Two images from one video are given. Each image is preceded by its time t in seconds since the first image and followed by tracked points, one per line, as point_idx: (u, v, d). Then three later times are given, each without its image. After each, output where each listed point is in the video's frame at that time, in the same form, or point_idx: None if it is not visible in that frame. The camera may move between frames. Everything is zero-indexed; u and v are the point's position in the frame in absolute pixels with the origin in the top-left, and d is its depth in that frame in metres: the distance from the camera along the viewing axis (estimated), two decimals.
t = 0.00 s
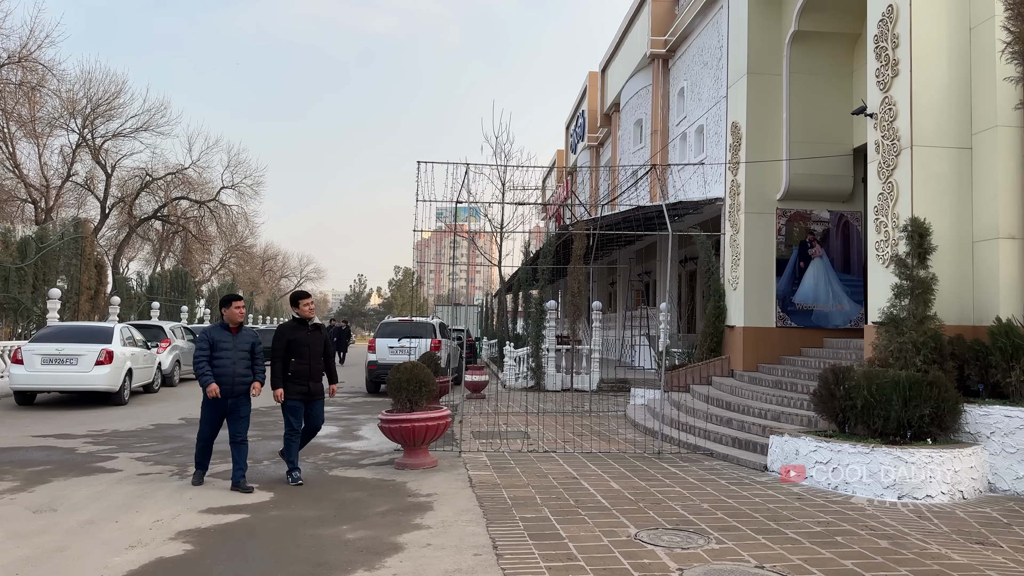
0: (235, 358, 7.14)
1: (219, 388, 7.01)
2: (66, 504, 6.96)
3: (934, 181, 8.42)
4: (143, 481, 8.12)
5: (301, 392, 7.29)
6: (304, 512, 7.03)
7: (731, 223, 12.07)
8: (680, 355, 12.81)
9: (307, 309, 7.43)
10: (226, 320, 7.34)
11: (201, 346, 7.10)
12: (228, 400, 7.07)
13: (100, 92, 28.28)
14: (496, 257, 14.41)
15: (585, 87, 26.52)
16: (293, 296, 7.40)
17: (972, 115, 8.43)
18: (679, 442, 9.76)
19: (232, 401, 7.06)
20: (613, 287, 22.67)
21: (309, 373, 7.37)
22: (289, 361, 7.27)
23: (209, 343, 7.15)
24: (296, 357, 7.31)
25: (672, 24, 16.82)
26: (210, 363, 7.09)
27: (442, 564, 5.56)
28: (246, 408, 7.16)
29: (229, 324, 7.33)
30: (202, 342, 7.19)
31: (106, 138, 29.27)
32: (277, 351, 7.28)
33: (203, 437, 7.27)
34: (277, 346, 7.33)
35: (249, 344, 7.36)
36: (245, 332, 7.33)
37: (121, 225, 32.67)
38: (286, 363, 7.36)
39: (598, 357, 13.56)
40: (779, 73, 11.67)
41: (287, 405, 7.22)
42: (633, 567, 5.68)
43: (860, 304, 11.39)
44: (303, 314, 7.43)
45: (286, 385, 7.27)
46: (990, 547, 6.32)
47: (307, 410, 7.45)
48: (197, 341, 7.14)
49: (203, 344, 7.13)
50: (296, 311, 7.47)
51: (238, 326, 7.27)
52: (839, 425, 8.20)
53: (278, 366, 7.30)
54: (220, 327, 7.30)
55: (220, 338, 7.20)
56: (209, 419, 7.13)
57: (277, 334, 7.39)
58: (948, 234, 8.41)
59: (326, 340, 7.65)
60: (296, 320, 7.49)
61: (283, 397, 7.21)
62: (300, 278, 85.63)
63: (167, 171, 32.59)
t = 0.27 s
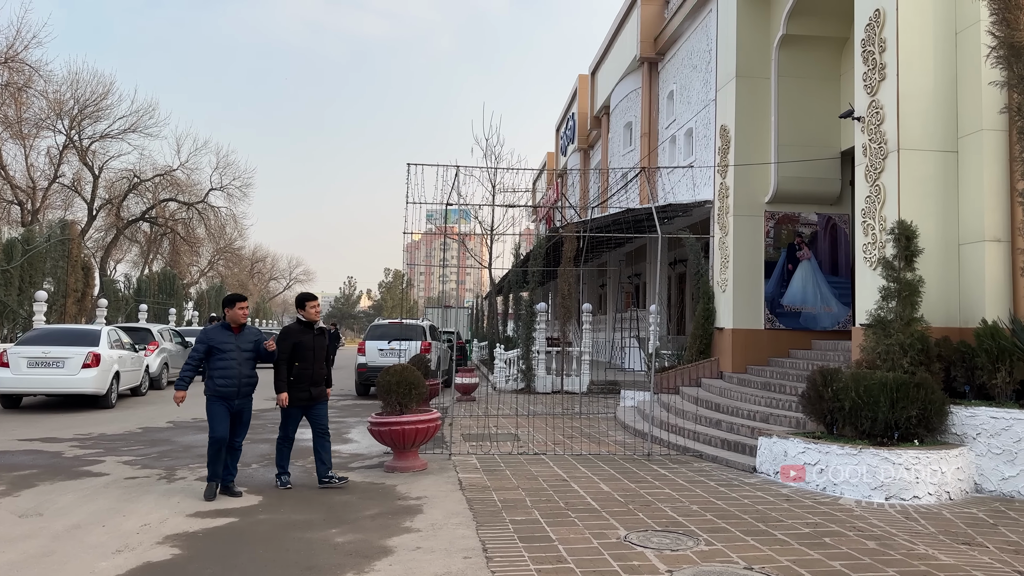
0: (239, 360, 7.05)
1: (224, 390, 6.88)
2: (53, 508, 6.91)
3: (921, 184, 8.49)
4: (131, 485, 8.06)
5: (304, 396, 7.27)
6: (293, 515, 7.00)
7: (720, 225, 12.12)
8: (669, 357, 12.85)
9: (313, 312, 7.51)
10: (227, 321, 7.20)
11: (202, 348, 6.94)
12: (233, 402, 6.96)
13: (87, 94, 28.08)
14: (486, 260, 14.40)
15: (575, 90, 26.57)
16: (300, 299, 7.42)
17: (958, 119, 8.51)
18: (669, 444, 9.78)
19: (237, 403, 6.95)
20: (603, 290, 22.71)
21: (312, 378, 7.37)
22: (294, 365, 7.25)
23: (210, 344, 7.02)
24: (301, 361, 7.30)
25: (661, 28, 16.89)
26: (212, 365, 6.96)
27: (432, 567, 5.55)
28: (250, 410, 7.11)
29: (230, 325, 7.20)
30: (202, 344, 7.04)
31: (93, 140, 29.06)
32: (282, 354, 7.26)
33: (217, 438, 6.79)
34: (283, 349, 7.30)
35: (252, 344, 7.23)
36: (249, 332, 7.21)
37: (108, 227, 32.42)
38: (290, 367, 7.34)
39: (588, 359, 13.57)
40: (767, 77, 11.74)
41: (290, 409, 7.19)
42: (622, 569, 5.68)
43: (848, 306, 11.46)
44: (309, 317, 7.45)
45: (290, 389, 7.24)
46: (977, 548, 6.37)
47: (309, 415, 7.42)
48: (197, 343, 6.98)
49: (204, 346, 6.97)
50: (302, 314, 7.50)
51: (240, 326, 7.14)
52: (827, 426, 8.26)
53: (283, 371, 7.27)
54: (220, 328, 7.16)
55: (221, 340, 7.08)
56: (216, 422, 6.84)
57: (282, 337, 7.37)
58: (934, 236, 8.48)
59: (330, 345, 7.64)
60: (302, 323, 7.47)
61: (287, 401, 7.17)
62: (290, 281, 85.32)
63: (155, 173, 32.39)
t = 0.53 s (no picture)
0: (238, 368, 6.62)
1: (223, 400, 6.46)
2: (34, 512, 6.82)
3: (904, 186, 8.56)
4: (115, 488, 7.98)
5: (314, 402, 6.99)
6: (279, 518, 6.95)
7: (707, 227, 12.17)
8: (656, 357, 12.89)
9: (323, 313, 7.17)
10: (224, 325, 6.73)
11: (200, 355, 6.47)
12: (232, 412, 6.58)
13: (71, 93, 27.81)
14: (474, 262, 14.37)
15: (562, 92, 26.62)
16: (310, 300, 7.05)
17: (941, 122, 8.59)
18: (656, 444, 9.81)
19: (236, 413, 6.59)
20: (590, 291, 22.76)
21: (323, 382, 7.07)
22: (303, 370, 6.94)
23: (208, 351, 6.55)
24: (311, 365, 6.99)
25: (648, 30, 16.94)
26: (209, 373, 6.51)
27: (419, 570, 5.53)
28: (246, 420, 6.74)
29: (228, 329, 6.73)
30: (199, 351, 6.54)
31: (77, 140, 28.79)
32: (291, 358, 6.93)
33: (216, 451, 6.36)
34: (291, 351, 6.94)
35: (250, 351, 6.83)
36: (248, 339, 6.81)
37: (92, 228, 32.11)
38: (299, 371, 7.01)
39: (575, 360, 13.59)
40: (753, 79, 11.80)
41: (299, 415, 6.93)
42: (609, 570, 5.69)
43: (833, 307, 11.54)
44: (319, 320, 7.10)
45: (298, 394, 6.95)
46: (960, 547, 6.43)
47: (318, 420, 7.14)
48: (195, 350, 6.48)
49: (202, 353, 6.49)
50: (312, 315, 7.13)
51: (240, 332, 6.69)
52: (812, 427, 8.32)
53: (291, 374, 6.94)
54: (218, 333, 6.68)
55: (218, 346, 6.62)
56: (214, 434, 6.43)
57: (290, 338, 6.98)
58: (917, 238, 8.56)
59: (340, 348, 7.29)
60: (312, 324, 7.14)
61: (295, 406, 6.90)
62: (277, 282, 84.90)
63: (140, 173, 32.12)
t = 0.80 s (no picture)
0: (236, 365, 6.41)
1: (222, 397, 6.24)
2: (12, 515, 6.72)
3: (885, 187, 8.64)
4: (95, 490, 7.89)
5: (322, 398, 6.92)
6: (262, 519, 6.89)
7: (691, 227, 12.22)
8: (641, 357, 12.93)
9: (325, 311, 7.23)
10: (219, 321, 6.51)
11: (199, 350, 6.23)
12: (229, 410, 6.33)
13: (51, 91, 27.45)
14: (460, 261, 14.33)
15: (547, 92, 26.65)
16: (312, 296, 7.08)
17: (921, 123, 8.68)
18: (640, 444, 9.83)
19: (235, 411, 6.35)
20: (575, 291, 22.80)
21: (328, 380, 7.03)
22: (310, 366, 6.90)
23: (206, 347, 6.33)
24: (316, 363, 6.96)
25: (633, 31, 17.00)
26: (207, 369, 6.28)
27: (402, 571, 5.51)
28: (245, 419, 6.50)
29: (224, 325, 6.52)
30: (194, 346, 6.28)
31: (57, 137, 28.42)
32: (296, 355, 6.90)
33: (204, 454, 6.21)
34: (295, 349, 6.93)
35: (247, 349, 6.63)
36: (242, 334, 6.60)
37: (73, 226, 31.71)
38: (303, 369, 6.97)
39: (561, 360, 13.60)
40: (736, 81, 11.86)
41: (307, 412, 6.80)
42: (593, 569, 5.69)
43: (815, 307, 11.63)
44: (321, 316, 7.14)
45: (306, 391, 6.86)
46: (940, 544, 6.49)
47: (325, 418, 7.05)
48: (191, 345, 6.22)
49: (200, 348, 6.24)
50: (314, 313, 7.16)
51: (237, 327, 6.50)
52: (795, 426, 8.39)
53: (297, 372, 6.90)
54: (214, 329, 6.47)
55: (216, 341, 6.40)
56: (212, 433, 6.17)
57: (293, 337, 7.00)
58: (898, 238, 8.64)
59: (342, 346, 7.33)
60: (314, 323, 7.16)
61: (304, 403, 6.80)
62: (261, 282, 84.33)
63: (121, 172, 31.76)
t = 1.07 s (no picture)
0: (238, 368, 6.28)
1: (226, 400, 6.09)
2: None
3: (865, 187, 8.72)
4: (73, 492, 7.79)
5: (325, 404, 6.84)
6: (243, 520, 6.84)
7: (674, 226, 12.27)
8: (625, 356, 12.97)
9: (325, 313, 7.06)
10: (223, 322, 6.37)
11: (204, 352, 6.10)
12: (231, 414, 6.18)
13: (28, 87, 27.07)
14: (443, 261, 14.29)
15: (531, 91, 26.69)
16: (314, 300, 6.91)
17: (900, 124, 8.77)
18: (623, 442, 9.86)
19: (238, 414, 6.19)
20: (559, 290, 22.84)
21: (331, 384, 6.92)
22: (313, 372, 6.79)
23: (210, 349, 6.19)
24: (319, 367, 6.83)
25: (617, 31, 17.06)
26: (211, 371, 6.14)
27: (384, 571, 5.48)
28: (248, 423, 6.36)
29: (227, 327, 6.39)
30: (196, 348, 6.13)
31: (34, 135, 28.02)
32: (297, 361, 6.77)
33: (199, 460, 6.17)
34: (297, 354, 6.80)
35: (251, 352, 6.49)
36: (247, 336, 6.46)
37: (51, 225, 31.26)
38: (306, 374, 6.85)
39: (544, 359, 13.61)
40: (718, 81, 11.93)
41: (310, 418, 6.74)
42: (576, 568, 5.70)
43: (796, 306, 11.73)
44: (322, 319, 6.96)
45: (309, 398, 6.78)
46: (918, 539, 6.57)
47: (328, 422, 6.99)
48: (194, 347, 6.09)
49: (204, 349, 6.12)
50: (315, 316, 7.00)
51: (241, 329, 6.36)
52: (775, 423, 8.46)
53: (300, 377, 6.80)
54: (218, 331, 6.33)
55: (221, 343, 6.26)
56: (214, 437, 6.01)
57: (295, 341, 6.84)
58: (877, 238, 8.73)
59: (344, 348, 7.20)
60: (314, 325, 6.99)
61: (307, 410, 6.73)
62: (244, 281, 83.67)
63: (100, 170, 31.37)
